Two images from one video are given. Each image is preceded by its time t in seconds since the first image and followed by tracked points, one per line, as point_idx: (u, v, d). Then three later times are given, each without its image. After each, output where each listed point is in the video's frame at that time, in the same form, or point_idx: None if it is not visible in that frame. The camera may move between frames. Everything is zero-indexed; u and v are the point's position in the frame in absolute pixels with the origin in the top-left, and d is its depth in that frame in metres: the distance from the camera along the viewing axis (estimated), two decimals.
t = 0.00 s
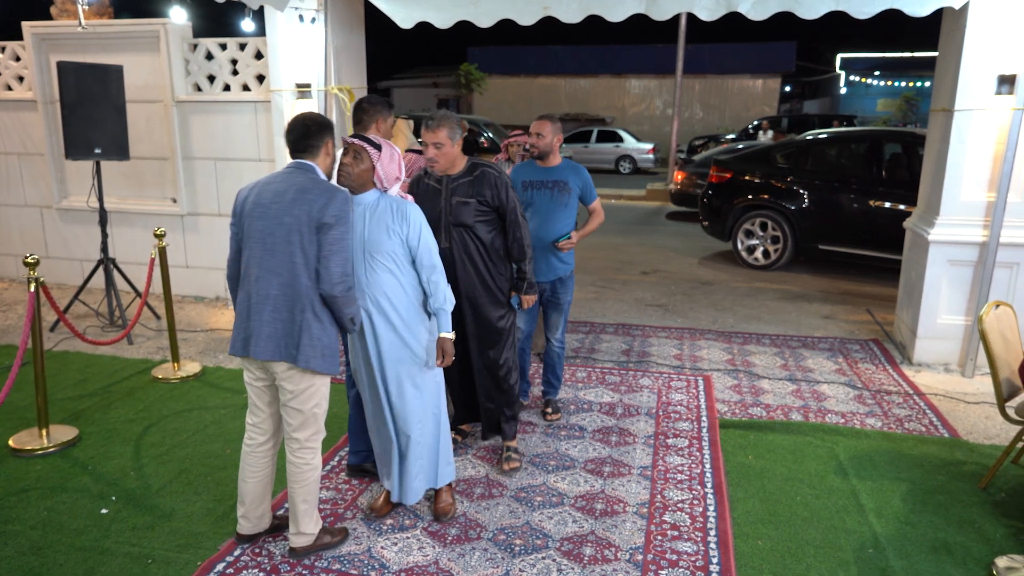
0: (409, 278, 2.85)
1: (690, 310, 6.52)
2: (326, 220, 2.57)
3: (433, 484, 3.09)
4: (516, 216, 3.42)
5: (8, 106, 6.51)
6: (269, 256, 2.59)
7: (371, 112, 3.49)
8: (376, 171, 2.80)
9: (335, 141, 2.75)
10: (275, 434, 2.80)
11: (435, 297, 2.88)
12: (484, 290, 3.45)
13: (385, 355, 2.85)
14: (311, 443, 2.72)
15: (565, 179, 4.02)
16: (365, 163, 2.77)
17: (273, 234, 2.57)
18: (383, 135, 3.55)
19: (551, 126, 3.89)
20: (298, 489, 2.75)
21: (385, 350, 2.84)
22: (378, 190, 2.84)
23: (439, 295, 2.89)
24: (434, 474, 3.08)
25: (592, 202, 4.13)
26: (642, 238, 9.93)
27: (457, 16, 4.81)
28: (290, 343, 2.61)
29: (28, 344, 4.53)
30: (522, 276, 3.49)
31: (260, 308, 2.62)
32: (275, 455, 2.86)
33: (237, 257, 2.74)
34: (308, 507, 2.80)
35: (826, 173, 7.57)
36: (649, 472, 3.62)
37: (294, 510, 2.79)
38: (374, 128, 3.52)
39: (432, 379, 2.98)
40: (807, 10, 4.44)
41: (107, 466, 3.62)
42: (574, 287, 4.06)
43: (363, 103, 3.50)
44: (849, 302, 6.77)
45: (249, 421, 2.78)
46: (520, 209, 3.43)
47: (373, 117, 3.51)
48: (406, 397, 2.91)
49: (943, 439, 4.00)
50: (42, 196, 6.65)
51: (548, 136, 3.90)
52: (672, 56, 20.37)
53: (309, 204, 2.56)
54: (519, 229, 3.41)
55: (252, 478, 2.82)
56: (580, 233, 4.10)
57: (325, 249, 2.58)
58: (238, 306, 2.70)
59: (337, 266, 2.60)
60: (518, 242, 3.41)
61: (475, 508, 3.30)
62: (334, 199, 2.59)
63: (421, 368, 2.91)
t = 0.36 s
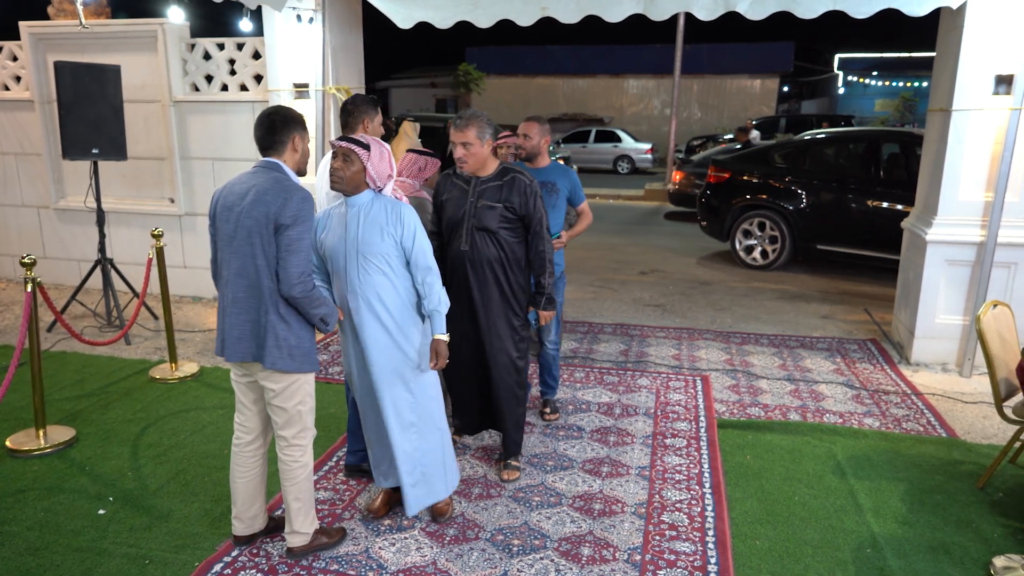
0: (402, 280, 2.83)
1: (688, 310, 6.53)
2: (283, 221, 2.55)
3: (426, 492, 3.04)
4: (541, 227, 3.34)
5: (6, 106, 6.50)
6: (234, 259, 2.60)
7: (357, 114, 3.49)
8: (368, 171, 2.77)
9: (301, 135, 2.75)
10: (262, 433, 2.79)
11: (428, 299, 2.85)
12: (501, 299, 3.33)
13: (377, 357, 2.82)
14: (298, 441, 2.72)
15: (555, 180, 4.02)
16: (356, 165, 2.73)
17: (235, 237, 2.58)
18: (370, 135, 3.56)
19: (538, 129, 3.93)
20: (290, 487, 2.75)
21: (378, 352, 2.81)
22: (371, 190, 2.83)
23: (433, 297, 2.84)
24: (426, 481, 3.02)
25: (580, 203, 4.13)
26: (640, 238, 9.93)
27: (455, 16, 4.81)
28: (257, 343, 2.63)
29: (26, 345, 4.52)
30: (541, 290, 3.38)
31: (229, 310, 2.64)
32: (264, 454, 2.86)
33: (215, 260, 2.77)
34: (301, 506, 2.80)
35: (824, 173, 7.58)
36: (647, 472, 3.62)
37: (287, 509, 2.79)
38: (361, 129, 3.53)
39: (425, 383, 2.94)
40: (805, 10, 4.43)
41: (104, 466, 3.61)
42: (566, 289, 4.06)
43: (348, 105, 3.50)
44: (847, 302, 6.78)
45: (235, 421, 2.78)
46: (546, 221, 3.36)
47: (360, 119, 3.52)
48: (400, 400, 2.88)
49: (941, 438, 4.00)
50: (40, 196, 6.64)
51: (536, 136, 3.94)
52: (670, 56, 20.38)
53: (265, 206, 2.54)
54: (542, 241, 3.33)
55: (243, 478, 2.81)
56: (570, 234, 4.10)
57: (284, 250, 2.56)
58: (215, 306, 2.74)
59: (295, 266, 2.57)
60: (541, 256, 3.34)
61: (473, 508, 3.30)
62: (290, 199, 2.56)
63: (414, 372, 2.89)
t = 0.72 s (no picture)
0: (393, 280, 2.81)
1: (686, 310, 6.53)
2: (288, 222, 2.56)
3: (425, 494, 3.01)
4: (554, 231, 3.32)
5: (3, 106, 6.48)
6: (233, 257, 2.58)
7: (358, 115, 3.50)
8: (359, 169, 2.78)
9: (308, 139, 2.75)
10: (257, 434, 2.79)
11: (420, 299, 2.82)
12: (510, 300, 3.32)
13: (370, 358, 2.81)
14: (294, 443, 2.72)
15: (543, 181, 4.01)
16: (345, 162, 2.74)
17: (239, 235, 2.56)
18: (371, 136, 3.56)
19: (524, 130, 3.91)
20: (286, 489, 2.75)
21: (371, 353, 2.80)
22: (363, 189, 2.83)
23: (426, 298, 2.82)
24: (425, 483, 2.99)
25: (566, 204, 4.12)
26: (638, 238, 9.93)
27: (454, 16, 4.80)
28: (250, 343, 2.61)
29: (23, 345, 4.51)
30: (548, 296, 3.33)
31: (223, 308, 2.62)
32: (260, 455, 2.85)
33: (211, 258, 2.75)
34: (298, 508, 2.80)
35: (822, 173, 7.59)
36: (645, 472, 3.62)
37: (284, 511, 2.79)
38: (361, 130, 3.53)
39: (419, 383, 2.91)
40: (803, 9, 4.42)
41: (102, 466, 3.61)
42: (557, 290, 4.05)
43: (349, 106, 3.51)
44: (844, 302, 6.78)
45: (230, 423, 2.77)
46: (560, 224, 3.34)
47: (360, 120, 3.52)
48: (394, 401, 2.85)
49: (939, 438, 4.00)
50: (37, 196, 6.63)
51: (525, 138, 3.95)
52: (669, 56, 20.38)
53: (271, 206, 2.55)
54: (554, 245, 3.31)
55: (240, 479, 2.81)
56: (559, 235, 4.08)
57: (286, 251, 2.56)
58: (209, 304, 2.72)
59: (296, 268, 2.57)
60: (551, 260, 3.31)
61: (472, 508, 3.30)
62: (298, 202, 2.58)
63: (408, 373, 2.86)
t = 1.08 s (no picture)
0: (389, 282, 2.79)
1: (685, 309, 6.53)
2: (281, 222, 2.55)
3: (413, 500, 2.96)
4: (549, 231, 3.29)
5: (2, 105, 6.48)
6: (229, 258, 2.57)
7: (360, 116, 3.50)
8: (360, 171, 2.77)
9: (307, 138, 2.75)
10: (255, 435, 2.78)
11: (413, 301, 2.78)
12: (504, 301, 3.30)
13: (362, 360, 2.78)
14: (288, 446, 2.71)
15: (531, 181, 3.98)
16: (346, 163, 2.74)
17: (234, 236, 2.56)
18: (373, 137, 3.56)
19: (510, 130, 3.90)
20: (283, 492, 2.75)
21: (362, 356, 2.77)
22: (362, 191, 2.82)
23: (419, 301, 2.78)
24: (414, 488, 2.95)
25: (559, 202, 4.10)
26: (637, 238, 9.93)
27: (453, 16, 4.79)
28: (246, 344, 2.61)
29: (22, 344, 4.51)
30: (541, 297, 3.29)
31: (218, 310, 2.61)
32: (259, 456, 2.84)
33: (210, 260, 2.75)
34: (295, 510, 2.79)
35: (821, 173, 7.59)
36: (644, 472, 3.62)
37: (281, 513, 2.79)
38: (364, 131, 3.53)
39: (411, 387, 2.87)
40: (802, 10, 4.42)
41: (101, 466, 3.61)
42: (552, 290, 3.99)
43: (352, 108, 3.52)
44: (843, 302, 6.79)
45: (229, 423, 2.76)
46: (555, 225, 3.31)
47: (362, 121, 3.52)
48: (385, 404, 2.81)
49: (937, 438, 4.01)
50: (36, 196, 6.62)
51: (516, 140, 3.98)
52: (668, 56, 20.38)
53: (264, 207, 2.54)
54: (548, 246, 3.27)
55: (238, 480, 2.81)
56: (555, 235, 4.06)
57: (278, 251, 2.56)
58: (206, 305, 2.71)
59: (287, 268, 2.56)
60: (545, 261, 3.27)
61: (471, 508, 3.30)
62: (291, 202, 2.57)
63: (400, 376, 2.82)
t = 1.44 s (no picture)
0: (403, 298, 2.67)
1: (685, 309, 6.53)
2: (231, 219, 2.52)
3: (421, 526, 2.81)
4: (536, 226, 3.29)
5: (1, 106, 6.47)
6: (199, 261, 2.64)
7: (370, 118, 3.51)
8: (370, 180, 2.62)
9: (276, 132, 2.72)
10: (252, 433, 2.78)
11: (429, 318, 2.70)
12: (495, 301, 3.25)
13: (373, 381, 2.62)
14: (282, 443, 2.71)
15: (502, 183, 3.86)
16: (356, 178, 2.57)
17: (199, 237, 2.60)
18: (382, 139, 3.56)
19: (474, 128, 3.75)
20: (279, 490, 2.74)
21: (374, 375, 2.62)
22: (373, 200, 2.67)
23: (434, 317, 2.70)
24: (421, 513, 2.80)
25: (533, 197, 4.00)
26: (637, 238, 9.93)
27: (452, 16, 4.79)
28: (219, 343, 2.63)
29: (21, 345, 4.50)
30: (533, 293, 3.30)
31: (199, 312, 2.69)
32: (255, 455, 2.84)
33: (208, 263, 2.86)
34: (291, 508, 2.79)
35: (820, 173, 7.59)
36: (644, 472, 3.62)
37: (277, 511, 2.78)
38: (374, 133, 3.53)
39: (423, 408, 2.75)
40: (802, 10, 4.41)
41: (100, 467, 3.60)
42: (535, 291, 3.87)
43: (362, 109, 3.52)
44: (843, 302, 6.79)
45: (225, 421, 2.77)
46: (541, 219, 3.32)
47: (371, 123, 3.54)
48: (398, 426, 2.66)
49: (938, 438, 4.00)
50: (36, 196, 6.62)
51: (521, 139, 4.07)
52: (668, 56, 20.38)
53: (216, 205, 2.54)
54: (537, 241, 3.28)
55: (236, 479, 2.80)
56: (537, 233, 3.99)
57: (230, 248, 2.53)
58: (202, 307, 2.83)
59: (236, 264, 2.52)
60: (536, 257, 3.28)
61: (471, 508, 3.30)
62: (240, 197, 2.53)
63: (413, 398, 2.69)
